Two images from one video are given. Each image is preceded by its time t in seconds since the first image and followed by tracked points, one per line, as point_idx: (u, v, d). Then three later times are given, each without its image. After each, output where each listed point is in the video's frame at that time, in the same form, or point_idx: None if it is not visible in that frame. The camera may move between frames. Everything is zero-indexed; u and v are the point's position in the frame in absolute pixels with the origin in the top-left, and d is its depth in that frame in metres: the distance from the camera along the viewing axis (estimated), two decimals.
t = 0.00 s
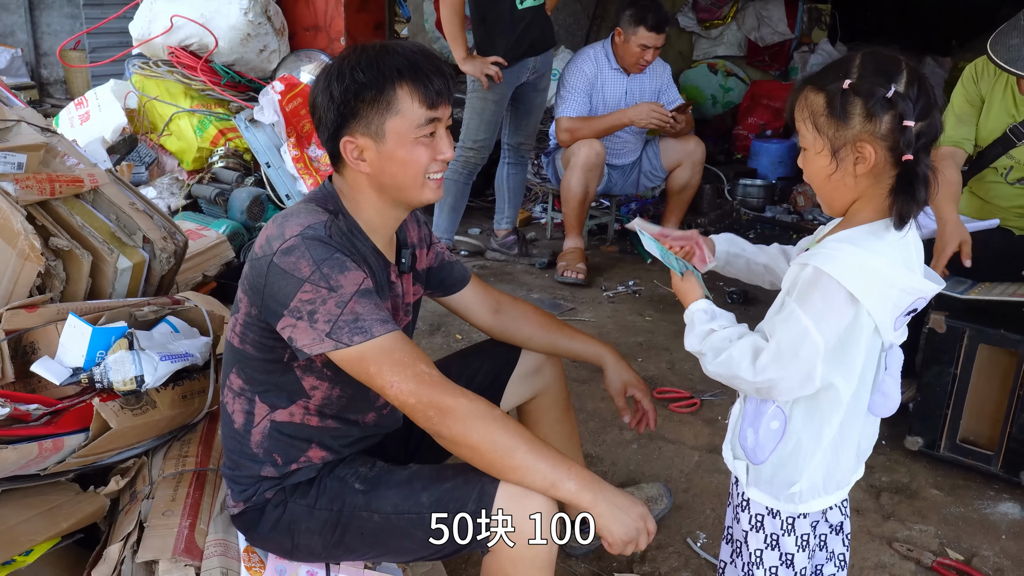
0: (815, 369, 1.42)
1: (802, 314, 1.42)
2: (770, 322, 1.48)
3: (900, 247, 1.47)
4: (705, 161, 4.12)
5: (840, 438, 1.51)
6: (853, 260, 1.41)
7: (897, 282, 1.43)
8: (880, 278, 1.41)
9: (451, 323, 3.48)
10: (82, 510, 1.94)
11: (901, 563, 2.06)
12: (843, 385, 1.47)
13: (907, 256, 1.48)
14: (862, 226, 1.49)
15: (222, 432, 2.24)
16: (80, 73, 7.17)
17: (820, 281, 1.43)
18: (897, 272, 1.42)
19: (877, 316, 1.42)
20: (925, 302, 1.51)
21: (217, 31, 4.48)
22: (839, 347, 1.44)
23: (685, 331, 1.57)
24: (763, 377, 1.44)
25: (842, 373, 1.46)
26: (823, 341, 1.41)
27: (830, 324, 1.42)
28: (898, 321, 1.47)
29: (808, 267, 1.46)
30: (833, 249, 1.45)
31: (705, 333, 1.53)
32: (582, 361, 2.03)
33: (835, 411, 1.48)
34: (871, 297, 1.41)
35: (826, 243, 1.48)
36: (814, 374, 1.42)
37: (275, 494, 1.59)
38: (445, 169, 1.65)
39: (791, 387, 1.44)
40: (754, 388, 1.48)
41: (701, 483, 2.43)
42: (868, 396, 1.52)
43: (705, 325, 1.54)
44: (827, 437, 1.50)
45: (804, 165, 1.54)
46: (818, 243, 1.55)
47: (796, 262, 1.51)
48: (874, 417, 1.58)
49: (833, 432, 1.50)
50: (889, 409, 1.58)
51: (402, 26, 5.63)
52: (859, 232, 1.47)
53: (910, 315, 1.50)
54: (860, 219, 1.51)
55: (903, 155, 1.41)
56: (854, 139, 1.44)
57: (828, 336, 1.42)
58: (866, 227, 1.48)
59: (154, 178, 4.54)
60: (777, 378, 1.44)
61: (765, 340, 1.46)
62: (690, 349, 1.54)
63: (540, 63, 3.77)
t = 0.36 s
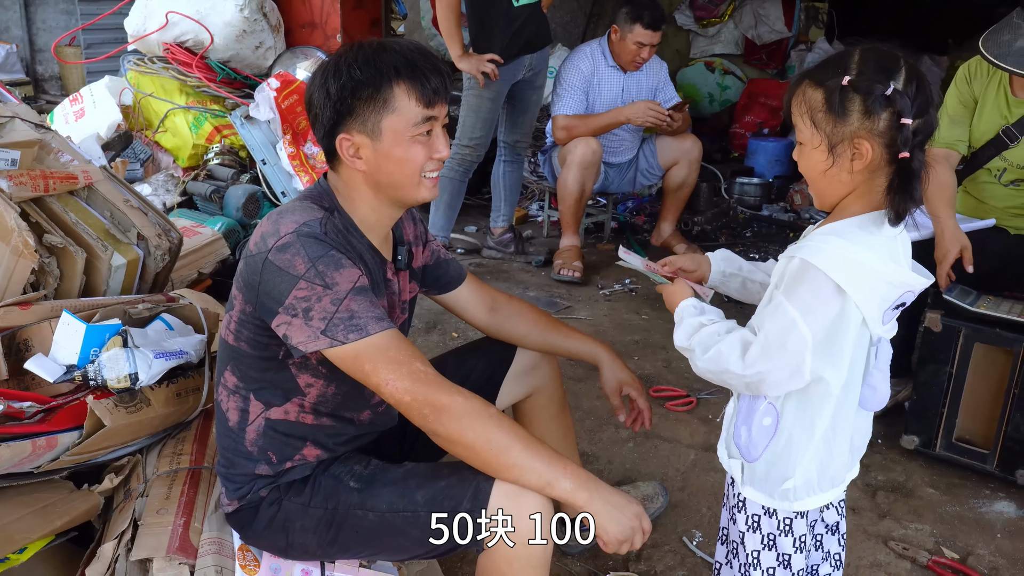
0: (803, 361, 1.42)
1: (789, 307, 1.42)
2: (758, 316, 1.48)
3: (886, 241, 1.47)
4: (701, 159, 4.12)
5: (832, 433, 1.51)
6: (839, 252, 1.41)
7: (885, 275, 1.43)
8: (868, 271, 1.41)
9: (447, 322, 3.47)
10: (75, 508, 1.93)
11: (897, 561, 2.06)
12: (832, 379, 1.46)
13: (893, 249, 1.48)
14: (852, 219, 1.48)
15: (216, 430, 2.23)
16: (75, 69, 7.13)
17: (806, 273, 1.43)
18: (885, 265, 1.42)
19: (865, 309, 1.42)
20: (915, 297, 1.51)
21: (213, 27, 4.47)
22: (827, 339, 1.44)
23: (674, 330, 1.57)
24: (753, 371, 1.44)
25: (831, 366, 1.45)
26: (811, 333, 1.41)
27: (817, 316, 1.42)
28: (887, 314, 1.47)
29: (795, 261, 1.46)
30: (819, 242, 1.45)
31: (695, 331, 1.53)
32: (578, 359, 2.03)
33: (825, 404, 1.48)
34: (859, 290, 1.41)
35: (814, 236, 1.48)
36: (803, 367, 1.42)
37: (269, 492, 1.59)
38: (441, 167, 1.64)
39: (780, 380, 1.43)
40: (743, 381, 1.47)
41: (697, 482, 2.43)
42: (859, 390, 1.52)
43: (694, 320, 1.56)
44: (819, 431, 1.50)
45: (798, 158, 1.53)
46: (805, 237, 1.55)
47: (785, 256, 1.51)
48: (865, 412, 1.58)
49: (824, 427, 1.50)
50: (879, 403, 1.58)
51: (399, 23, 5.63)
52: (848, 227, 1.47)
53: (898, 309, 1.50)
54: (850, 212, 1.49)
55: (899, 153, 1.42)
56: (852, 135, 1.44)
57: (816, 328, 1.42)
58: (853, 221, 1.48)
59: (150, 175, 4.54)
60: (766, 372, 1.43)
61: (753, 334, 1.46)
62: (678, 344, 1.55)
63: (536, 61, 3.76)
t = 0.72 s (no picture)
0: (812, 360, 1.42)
1: (795, 304, 1.42)
2: (764, 315, 1.48)
3: (890, 236, 1.47)
4: (703, 157, 4.12)
5: (839, 431, 1.51)
6: (844, 248, 1.41)
7: (889, 271, 1.43)
8: (873, 267, 1.41)
9: (448, 320, 3.47)
10: (76, 505, 1.93)
11: (898, 560, 2.06)
12: (839, 377, 1.46)
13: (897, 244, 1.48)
14: (855, 215, 1.48)
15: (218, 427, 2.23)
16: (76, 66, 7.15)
17: (811, 269, 1.43)
18: (889, 261, 1.42)
19: (870, 306, 1.42)
20: (918, 293, 1.51)
21: (214, 25, 4.47)
22: (835, 337, 1.44)
23: (679, 333, 1.57)
24: (761, 371, 1.44)
25: (838, 364, 1.45)
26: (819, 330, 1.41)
27: (825, 314, 1.42)
28: (891, 310, 1.48)
29: (800, 258, 1.46)
30: (823, 238, 1.45)
31: (701, 332, 1.53)
32: (579, 357, 2.03)
33: (833, 402, 1.48)
34: (866, 286, 1.41)
35: (818, 233, 1.48)
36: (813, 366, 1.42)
37: (271, 488, 1.59)
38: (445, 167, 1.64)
39: (789, 380, 1.43)
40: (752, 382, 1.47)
41: (698, 480, 2.43)
42: (863, 386, 1.52)
43: (699, 326, 1.54)
44: (827, 429, 1.50)
45: (800, 156, 1.53)
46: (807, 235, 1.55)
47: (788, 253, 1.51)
48: (870, 409, 1.58)
49: (832, 426, 1.50)
50: (884, 400, 1.58)
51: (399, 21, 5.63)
52: (852, 223, 1.46)
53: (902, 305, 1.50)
54: (853, 209, 1.50)
55: (903, 148, 1.42)
56: (854, 133, 1.43)
57: (823, 325, 1.42)
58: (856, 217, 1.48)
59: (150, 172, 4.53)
60: (774, 371, 1.43)
61: (760, 333, 1.46)
62: (684, 350, 1.54)
63: (537, 58, 3.75)
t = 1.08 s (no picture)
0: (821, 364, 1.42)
1: (803, 308, 1.42)
2: (771, 319, 1.48)
3: (896, 238, 1.48)
4: (702, 158, 4.12)
5: (846, 435, 1.51)
6: (851, 251, 1.42)
7: (894, 272, 1.43)
8: (879, 270, 1.41)
9: (447, 321, 3.47)
10: (74, 506, 1.93)
11: (896, 561, 2.07)
12: (847, 381, 1.46)
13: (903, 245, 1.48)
14: (860, 218, 1.48)
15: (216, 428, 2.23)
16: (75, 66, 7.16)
17: (818, 273, 1.43)
18: (894, 263, 1.42)
19: (877, 308, 1.42)
20: (921, 295, 1.51)
21: (213, 25, 4.47)
22: (843, 341, 1.44)
23: (685, 337, 1.57)
24: (770, 376, 1.44)
25: (846, 368, 1.45)
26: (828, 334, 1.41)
27: (833, 317, 1.42)
28: (894, 313, 1.48)
29: (808, 262, 1.46)
30: (829, 241, 1.45)
31: (708, 337, 1.53)
32: (577, 358, 2.03)
33: (840, 406, 1.48)
34: (873, 289, 1.41)
35: (824, 236, 1.48)
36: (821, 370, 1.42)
37: (269, 490, 1.59)
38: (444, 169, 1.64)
39: (797, 384, 1.43)
40: (760, 387, 1.47)
41: (696, 482, 2.43)
42: (869, 389, 1.52)
43: (705, 329, 1.55)
44: (834, 433, 1.50)
45: (805, 161, 1.52)
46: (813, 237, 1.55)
47: (794, 257, 1.51)
48: (875, 411, 1.58)
49: (840, 430, 1.50)
50: (889, 402, 1.58)
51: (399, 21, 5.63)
52: (858, 225, 1.47)
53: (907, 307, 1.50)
54: (858, 212, 1.50)
55: (908, 150, 1.43)
56: (859, 137, 1.44)
57: (832, 329, 1.42)
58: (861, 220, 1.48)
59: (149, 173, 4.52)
60: (782, 375, 1.43)
61: (768, 338, 1.46)
62: (690, 354, 1.54)
63: (536, 59, 3.75)
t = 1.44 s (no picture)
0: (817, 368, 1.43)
1: (800, 312, 1.43)
2: (768, 324, 1.49)
3: (892, 243, 1.48)
4: (697, 162, 4.14)
5: (841, 438, 1.52)
6: (847, 256, 1.43)
7: (890, 277, 1.44)
8: (875, 275, 1.42)
9: (443, 325, 3.47)
10: (70, 511, 1.93)
11: (892, 564, 2.07)
12: (843, 385, 1.47)
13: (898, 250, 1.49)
14: (856, 223, 1.49)
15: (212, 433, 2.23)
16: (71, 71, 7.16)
17: (816, 278, 1.44)
18: (890, 268, 1.43)
19: (874, 313, 1.43)
20: (917, 300, 1.52)
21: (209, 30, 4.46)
22: (840, 345, 1.44)
23: (684, 342, 1.57)
24: (768, 381, 1.44)
25: (843, 373, 1.46)
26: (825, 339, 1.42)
27: (830, 322, 1.43)
28: (890, 317, 1.49)
29: (805, 267, 1.47)
30: (826, 246, 1.46)
31: (706, 342, 1.53)
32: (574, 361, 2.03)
33: (836, 411, 1.48)
34: (869, 293, 1.42)
35: (821, 240, 1.49)
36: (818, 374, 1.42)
37: (266, 493, 1.59)
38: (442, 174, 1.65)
39: (794, 389, 1.44)
40: (757, 391, 1.47)
41: (693, 485, 2.43)
42: (865, 393, 1.53)
43: (704, 333, 1.55)
44: (830, 437, 1.51)
45: (801, 168, 1.54)
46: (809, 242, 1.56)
47: (791, 261, 1.52)
48: (871, 415, 1.59)
49: (835, 434, 1.50)
50: (884, 406, 1.59)
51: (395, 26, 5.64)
52: (854, 230, 1.47)
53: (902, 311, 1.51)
54: (854, 217, 1.51)
55: (903, 155, 1.44)
56: (853, 142, 1.45)
57: (829, 334, 1.42)
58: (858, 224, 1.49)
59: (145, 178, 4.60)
60: (779, 380, 1.44)
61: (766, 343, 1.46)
62: (688, 358, 1.55)
63: (532, 64, 3.76)
